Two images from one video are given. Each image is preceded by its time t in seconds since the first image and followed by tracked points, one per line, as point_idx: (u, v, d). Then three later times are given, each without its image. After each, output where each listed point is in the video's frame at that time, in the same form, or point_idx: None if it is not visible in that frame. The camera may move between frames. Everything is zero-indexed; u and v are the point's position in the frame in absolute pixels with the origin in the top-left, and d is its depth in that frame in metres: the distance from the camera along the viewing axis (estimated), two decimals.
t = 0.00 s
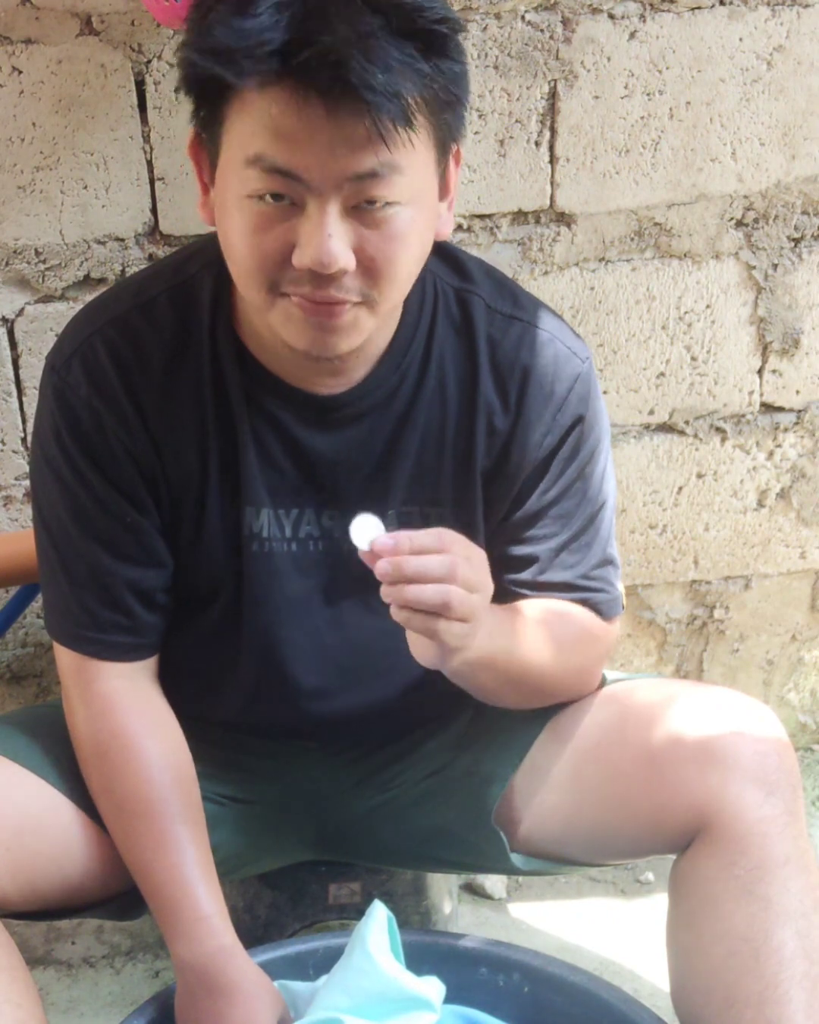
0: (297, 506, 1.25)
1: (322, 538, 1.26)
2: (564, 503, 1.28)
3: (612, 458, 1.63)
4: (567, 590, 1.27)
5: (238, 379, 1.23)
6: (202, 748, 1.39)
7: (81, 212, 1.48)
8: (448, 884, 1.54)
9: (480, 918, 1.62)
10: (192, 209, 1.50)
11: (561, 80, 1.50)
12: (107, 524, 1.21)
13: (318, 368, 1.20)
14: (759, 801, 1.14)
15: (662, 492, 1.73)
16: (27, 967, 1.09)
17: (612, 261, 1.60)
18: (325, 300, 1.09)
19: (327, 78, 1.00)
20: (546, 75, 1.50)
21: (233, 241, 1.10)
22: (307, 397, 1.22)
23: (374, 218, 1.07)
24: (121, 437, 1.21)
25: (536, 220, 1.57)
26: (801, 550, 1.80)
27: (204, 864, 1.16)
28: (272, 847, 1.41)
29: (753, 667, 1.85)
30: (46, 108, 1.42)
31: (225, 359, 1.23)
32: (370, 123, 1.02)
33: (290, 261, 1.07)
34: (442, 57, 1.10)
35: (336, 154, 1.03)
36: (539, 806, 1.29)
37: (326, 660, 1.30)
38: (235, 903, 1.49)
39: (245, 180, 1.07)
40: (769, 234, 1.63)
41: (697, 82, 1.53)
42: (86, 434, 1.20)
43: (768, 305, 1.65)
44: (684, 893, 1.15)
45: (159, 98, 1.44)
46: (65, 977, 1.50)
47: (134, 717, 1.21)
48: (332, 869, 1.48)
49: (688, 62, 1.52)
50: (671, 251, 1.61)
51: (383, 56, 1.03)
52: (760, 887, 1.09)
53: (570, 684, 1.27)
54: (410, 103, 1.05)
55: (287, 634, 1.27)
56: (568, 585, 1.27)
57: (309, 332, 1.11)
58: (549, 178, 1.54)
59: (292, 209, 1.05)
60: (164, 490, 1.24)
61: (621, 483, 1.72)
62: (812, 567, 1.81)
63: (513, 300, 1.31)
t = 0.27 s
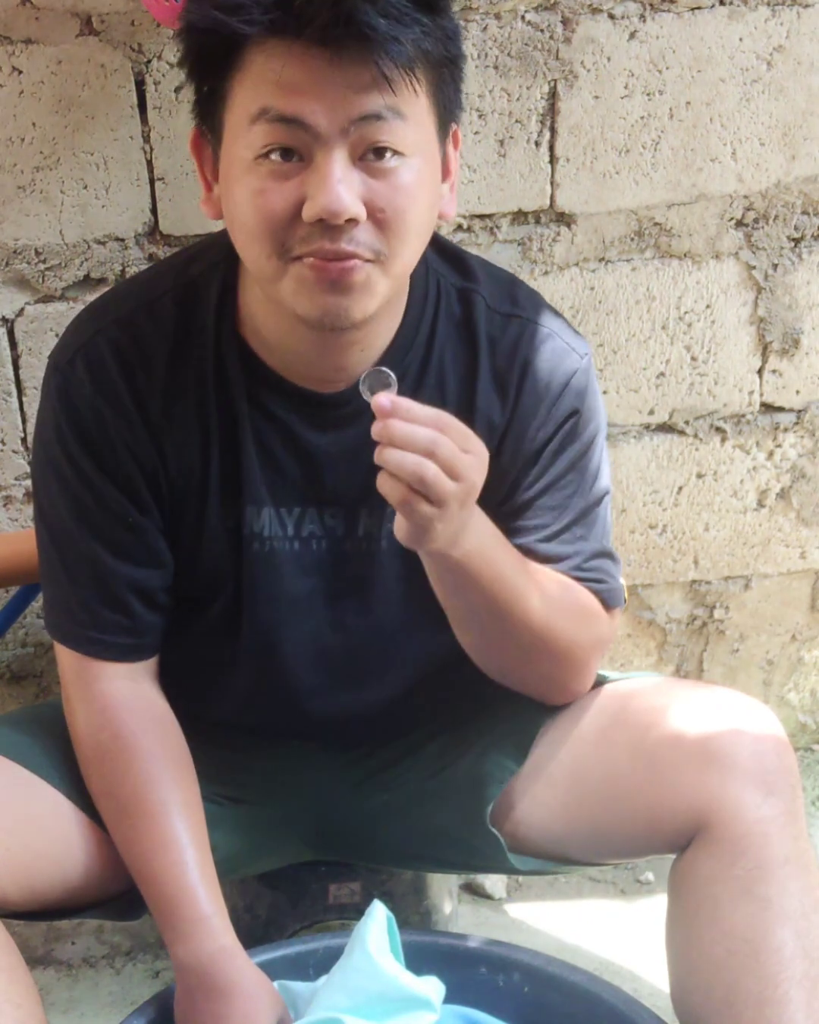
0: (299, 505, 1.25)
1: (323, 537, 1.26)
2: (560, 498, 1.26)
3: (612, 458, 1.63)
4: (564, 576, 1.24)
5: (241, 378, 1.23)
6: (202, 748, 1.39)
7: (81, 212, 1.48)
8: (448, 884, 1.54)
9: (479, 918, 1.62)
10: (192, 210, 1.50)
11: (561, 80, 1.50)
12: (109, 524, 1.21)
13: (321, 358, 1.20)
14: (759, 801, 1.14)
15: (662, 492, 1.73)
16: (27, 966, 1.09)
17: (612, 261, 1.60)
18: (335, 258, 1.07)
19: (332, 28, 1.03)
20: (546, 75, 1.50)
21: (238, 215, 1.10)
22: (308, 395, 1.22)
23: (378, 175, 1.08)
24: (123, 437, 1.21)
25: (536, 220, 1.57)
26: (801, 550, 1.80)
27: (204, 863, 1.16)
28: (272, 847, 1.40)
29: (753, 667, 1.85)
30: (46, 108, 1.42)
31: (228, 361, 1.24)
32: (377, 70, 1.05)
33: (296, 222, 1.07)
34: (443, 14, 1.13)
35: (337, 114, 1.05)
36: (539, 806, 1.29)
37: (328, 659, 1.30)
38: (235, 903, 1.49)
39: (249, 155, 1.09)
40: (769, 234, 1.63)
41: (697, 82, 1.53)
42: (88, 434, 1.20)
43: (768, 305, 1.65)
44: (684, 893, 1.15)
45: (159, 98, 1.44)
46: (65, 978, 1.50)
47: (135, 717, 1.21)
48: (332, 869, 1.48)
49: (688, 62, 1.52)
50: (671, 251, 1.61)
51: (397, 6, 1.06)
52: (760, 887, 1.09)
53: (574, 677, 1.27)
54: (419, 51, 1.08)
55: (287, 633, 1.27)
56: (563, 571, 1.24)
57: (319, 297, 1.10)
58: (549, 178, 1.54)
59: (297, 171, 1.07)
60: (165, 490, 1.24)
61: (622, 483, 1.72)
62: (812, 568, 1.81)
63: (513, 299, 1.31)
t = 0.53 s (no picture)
0: (298, 504, 1.25)
1: (323, 536, 1.26)
2: (564, 506, 1.27)
3: (612, 458, 1.63)
4: (576, 589, 1.25)
5: (242, 377, 1.23)
6: (201, 748, 1.39)
7: (81, 212, 1.48)
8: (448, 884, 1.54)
9: (479, 918, 1.62)
10: (192, 210, 1.50)
11: (561, 80, 1.50)
12: (109, 524, 1.21)
13: (324, 353, 1.20)
14: (759, 801, 1.14)
15: (662, 492, 1.73)
16: (27, 966, 1.09)
17: (612, 261, 1.60)
18: (362, 243, 1.07)
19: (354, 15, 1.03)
20: (546, 75, 1.50)
21: (255, 208, 1.10)
22: (308, 394, 1.22)
23: (396, 163, 1.08)
24: (123, 436, 1.21)
25: (536, 220, 1.57)
26: (801, 550, 1.80)
27: (204, 863, 1.16)
28: (272, 847, 1.40)
29: (753, 667, 1.85)
30: (46, 108, 1.42)
31: (228, 361, 1.24)
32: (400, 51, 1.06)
33: (321, 209, 1.06)
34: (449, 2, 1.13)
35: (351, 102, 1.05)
36: (540, 807, 1.29)
37: (327, 657, 1.30)
38: (235, 903, 1.49)
39: (264, 147, 1.08)
40: (769, 234, 1.63)
41: (697, 82, 1.53)
42: (89, 434, 1.20)
43: (768, 305, 1.65)
44: (683, 894, 1.15)
45: (159, 98, 1.44)
46: (64, 978, 1.50)
47: (135, 717, 1.21)
48: (332, 869, 1.48)
49: (688, 62, 1.52)
50: (671, 251, 1.61)
51: None
52: (761, 887, 1.09)
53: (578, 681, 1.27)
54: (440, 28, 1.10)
55: (286, 632, 1.27)
56: (575, 585, 1.25)
57: (345, 285, 1.09)
58: (549, 178, 1.54)
59: (318, 160, 1.06)
60: (165, 490, 1.24)
61: (622, 483, 1.72)
62: (812, 568, 1.81)
63: (515, 303, 1.31)
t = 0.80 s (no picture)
0: (299, 504, 1.25)
1: (324, 536, 1.26)
2: (563, 511, 1.27)
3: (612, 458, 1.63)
4: (575, 596, 1.25)
5: (242, 376, 1.23)
6: (201, 748, 1.39)
7: (81, 212, 1.48)
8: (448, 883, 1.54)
9: (479, 918, 1.62)
10: (192, 209, 1.50)
11: (561, 80, 1.50)
12: (110, 524, 1.21)
13: (329, 351, 1.20)
14: (760, 801, 1.14)
15: (662, 492, 1.73)
16: (27, 967, 1.09)
17: (612, 261, 1.60)
18: (400, 242, 1.08)
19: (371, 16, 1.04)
20: (546, 75, 1.50)
21: (283, 211, 1.09)
22: (309, 393, 1.22)
23: (424, 161, 1.09)
24: (124, 436, 1.21)
25: (536, 220, 1.57)
26: (801, 550, 1.80)
27: (204, 863, 1.16)
28: (273, 847, 1.40)
29: (753, 667, 1.85)
30: (46, 108, 1.42)
31: (229, 361, 1.24)
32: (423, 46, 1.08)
33: (357, 210, 1.06)
34: None
35: (370, 99, 1.05)
36: (540, 808, 1.29)
37: (328, 657, 1.29)
38: (234, 903, 1.49)
39: (287, 148, 1.07)
40: (769, 234, 1.63)
41: (697, 82, 1.53)
42: (90, 434, 1.20)
43: (768, 305, 1.65)
44: (684, 894, 1.15)
45: (159, 98, 1.44)
46: (64, 978, 1.50)
47: (136, 716, 1.21)
48: (332, 869, 1.48)
49: (688, 62, 1.52)
50: (671, 251, 1.61)
51: None
52: (761, 888, 1.09)
53: (574, 688, 1.26)
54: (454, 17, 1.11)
55: (287, 632, 1.27)
56: (573, 592, 1.26)
57: (363, 282, 1.09)
58: (549, 178, 1.54)
59: (350, 162, 1.06)
60: (166, 490, 1.24)
61: (622, 483, 1.72)
62: (812, 568, 1.81)
63: (516, 305, 1.31)
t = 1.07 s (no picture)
0: (300, 504, 1.25)
1: (324, 535, 1.26)
2: (563, 511, 1.27)
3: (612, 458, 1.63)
4: (572, 597, 1.25)
5: (243, 376, 1.23)
6: (201, 748, 1.39)
7: (81, 212, 1.48)
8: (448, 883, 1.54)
9: (479, 918, 1.62)
10: (192, 209, 1.50)
11: (561, 80, 1.50)
12: (110, 524, 1.21)
13: (332, 350, 1.20)
14: (760, 801, 1.14)
15: (662, 492, 1.73)
16: (27, 967, 1.09)
17: (612, 261, 1.60)
18: (412, 250, 1.08)
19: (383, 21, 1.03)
20: (546, 75, 1.50)
21: (290, 214, 1.09)
22: (310, 393, 1.22)
23: (433, 169, 1.09)
24: (124, 436, 1.21)
25: (536, 220, 1.57)
26: (801, 550, 1.80)
27: (204, 863, 1.16)
28: (273, 846, 1.40)
29: (753, 667, 1.85)
30: (46, 108, 1.42)
31: (229, 360, 1.24)
32: (435, 49, 1.09)
33: (369, 220, 1.07)
34: None
35: (375, 99, 1.05)
36: (541, 808, 1.29)
37: (328, 657, 1.30)
38: (234, 902, 1.49)
39: (293, 149, 1.07)
40: (769, 234, 1.63)
41: (697, 81, 1.53)
42: (90, 434, 1.20)
43: (768, 305, 1.65)
44: (684, 894, 1.15)
45: (159, 98, 1.44)
46: (64, 978, 1.50)
47: (136, 716, 1.21)
48: (332, 869, 1.48)
49: (688, 62, 1.52)
50: (671, 251, 1.61)
51: None
52: (762, 888, 1.09)
53: (573, 689, 1.26)
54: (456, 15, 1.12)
55: (287, 631, 1.27)
56: (573, 592, 1.26)
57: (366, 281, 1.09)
58: (549, 178, 1.54)
59: (363, 170, 1.06)
60: (166, 490, 1.24)
61: (621, 483, 1.72)
62: (811, 568, 1.81)
63: (516, 305, 1.31)
